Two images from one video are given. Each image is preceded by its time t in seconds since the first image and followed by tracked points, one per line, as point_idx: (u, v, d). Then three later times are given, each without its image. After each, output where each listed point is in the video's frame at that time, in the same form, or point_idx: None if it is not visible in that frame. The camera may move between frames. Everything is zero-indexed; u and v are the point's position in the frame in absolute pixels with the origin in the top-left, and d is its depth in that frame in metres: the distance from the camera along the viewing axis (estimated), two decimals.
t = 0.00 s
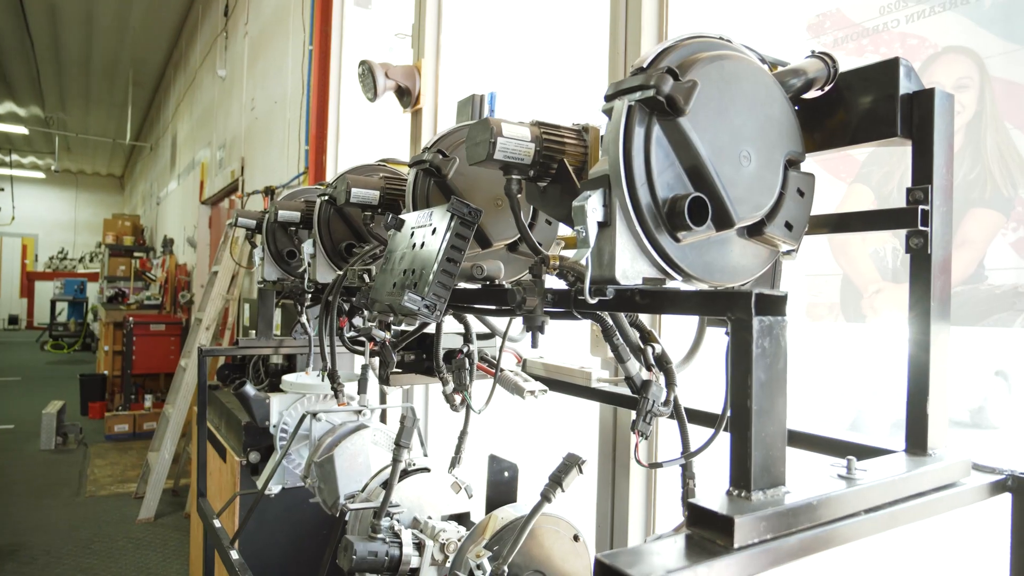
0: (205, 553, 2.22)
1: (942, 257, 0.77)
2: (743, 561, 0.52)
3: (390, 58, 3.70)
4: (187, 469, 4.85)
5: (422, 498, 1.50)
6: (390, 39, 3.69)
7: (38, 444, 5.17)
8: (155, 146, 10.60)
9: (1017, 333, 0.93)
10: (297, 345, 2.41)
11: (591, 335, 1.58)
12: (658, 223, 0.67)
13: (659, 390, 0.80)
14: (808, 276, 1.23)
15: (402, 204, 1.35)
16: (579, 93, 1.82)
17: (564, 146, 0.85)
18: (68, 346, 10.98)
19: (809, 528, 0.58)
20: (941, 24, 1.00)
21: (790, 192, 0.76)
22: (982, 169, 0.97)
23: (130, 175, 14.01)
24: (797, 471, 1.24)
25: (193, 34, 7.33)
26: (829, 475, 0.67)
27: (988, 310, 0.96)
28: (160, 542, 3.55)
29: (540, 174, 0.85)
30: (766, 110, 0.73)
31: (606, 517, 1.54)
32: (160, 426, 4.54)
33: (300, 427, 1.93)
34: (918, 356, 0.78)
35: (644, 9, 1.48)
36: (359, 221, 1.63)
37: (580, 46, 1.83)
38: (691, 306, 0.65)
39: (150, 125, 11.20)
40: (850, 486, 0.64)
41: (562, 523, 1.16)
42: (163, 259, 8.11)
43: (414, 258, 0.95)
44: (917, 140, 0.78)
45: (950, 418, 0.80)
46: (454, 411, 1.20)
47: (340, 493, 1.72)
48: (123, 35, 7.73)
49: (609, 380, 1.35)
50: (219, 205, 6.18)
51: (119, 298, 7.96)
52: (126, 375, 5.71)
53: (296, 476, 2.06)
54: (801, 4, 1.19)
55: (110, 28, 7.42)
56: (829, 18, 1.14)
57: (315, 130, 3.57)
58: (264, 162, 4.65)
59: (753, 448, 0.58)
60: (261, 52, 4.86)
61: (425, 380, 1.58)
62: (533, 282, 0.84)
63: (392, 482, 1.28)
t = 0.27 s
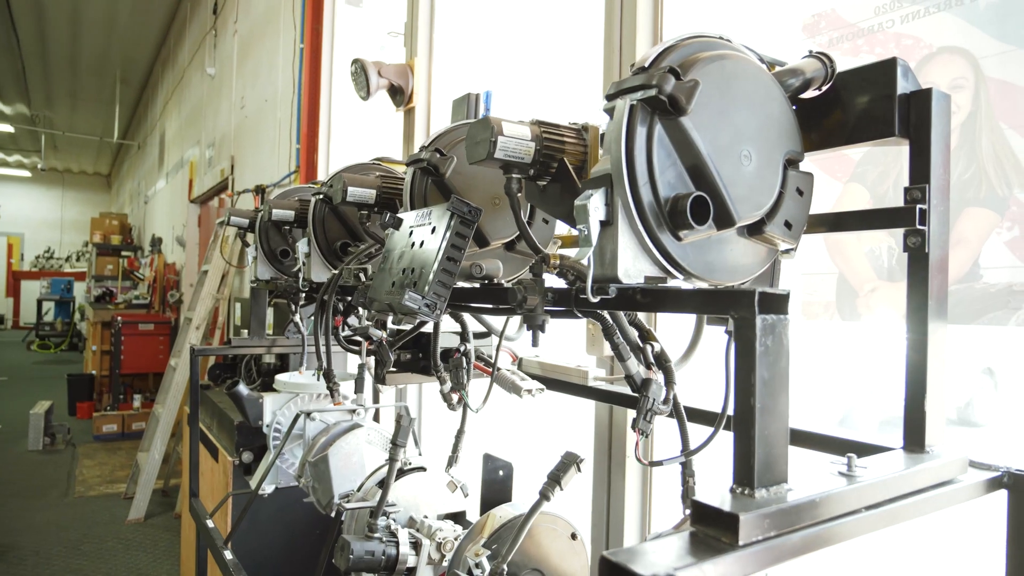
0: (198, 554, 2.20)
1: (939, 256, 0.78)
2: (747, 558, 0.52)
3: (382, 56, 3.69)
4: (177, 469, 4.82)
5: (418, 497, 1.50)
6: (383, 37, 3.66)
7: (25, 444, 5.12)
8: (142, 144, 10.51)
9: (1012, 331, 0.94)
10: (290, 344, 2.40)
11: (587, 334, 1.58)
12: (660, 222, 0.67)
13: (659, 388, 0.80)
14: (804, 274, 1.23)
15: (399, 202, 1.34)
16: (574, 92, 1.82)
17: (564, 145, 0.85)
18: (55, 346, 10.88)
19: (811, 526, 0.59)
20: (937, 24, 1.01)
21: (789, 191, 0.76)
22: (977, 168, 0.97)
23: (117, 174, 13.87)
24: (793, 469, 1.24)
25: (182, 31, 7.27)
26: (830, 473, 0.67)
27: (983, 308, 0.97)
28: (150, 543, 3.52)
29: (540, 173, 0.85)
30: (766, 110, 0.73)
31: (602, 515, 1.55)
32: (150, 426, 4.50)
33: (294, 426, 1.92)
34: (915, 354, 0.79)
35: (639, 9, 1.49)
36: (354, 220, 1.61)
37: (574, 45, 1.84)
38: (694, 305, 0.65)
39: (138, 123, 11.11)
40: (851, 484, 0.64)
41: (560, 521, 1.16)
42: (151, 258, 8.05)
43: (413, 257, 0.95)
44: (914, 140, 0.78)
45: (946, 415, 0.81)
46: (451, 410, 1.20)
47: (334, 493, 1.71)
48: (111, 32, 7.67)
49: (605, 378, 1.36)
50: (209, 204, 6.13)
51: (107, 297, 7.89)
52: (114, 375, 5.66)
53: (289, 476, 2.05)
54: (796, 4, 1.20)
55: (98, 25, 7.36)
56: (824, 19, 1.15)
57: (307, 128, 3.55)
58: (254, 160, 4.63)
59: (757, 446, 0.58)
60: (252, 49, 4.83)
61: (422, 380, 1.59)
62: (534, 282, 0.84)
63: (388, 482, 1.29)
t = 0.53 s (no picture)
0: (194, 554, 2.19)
1: (941, 255, 0.79)
2: (757, 555, 0.53)
3: (378, 54, 3.68)
4: (170, 469, 4.79)
5: (417, 496, 1.49)
6: (378, 35, 3.66)
7: (16, 445, 5.08)
8: (133, 142, 10.44)
9: (1011, 330, 0.95)
10: (287, 343, 2.39)
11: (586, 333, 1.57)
12: (666, 222, 0.68)
13: (663, 387, 0.81)
14: (804, 273, 1.23)
15: (399, 201, 1.33)
16: (572, 91, 1.82)
17: (568, 144, 0.85)
18: (45, 345, 10.80)
19: (818, 523, 0.59)
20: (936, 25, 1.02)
21: (792, 191, 0.77)
22: (976, 168, 0.98)
23: (108, 171, 13.76)
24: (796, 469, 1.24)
25: (174, 28, 7.23)
26: (835, 470, 0.68)
27: (982, 307, 0.98)
28: (143, 543, 3.50)
29: (544, 172, 0.85)
30: (770, 109, 0.74)
31: (601, 513, 1.55)
32: (142, 426, 4.48)
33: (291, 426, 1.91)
34: (917, 353, 0.80)
35: (639, 9, 1.49)
36: (353, 219, 1.61)
37: (573, 45, 1.84)
38: (700, 304, 0.66)
39: (129, 121, 11.03)
40: (856, 481, 0.65)
41: (561, 520, 1.16)
42: (143, 256, 8.00)
43: (417, 256, 0.94)
44: (916, 140, 0.79)
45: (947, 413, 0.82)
46: (452, 410, 1.19)
47: (331, 493, 1.70)
48: (102, 29, 7.61)
49: (605, 378, 1.37)
50: (201, 202, 6.10)
51: (98, 296, 7.83)
52: (106, 374, 5.62)
53: (286, 476, 2.04)
54: (795, 4, 1.21)
55: (88, 22, 7.30)
56: (824, 19, 1.16)
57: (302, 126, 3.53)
58: (248, 158, 4.60)
59: (765, 444, 0.59)
60: (245, 47, 4.81)
61: (421, 379, 1.60)
62: (538, 280, 0.84)
63: (388, 481, 1.28)
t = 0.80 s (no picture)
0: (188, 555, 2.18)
1: (940, 255, 0.80)
2: (764, 553, 0.53)
3: (371, 54, 3.67)
4: (160, 470, 4.76)
5: (415, 496, 1.49)
6: (372, 34, 3.65)
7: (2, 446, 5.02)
8: (121, 140, 10.36)
9: (1006, 329, 0.96)
10: (280, 343, 2.38)
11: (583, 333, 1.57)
12: (671, 222, 0.68)
13: (664, 387, 0.82)
14: (801, 273, 1.24)
15: (397, 201, 1.31)
16: (569, 92, 1.83)
17: (570, 144, 0.85)
18: (30, 346, 10.69)
19: (821, 521, 0.60)
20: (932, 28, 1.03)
21: (793, 192, 0.78)
22: (972, 169, 0.99)
23: (95, 170, 13.62)
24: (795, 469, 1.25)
25: (163, 26, 7.17)
26: (837, 468, 0.69)
27: (977, 307, 0.99)
28: (134, 545, 3.48)
29: (547, 172, 0.85)
30: (772, 110, 0.74)
31: (597, 512, 1.56)
32: (132, 427, 4.44)
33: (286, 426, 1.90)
34: (916, 352, 0.81)
35: (636, 10, 1.50)
36: (350, 219, 1.61)
37: (569, 45, 1.84)
38: (703, 304, 0.66)
39: (116, 119, 10.94)
40: (858, 479, 0.66)
41: (561, 519, 1.16)
42: (131, 256, 7.93)
43: (418, 256, 0.94)
44: (915, 141, 0.80)
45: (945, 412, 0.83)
46: (451, 410, 1.19)
47: (327, 493, 1.70)
48: (89, 26, 7.54)
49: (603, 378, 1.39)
50: (191, 201, 6.06)
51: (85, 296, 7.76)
52: (94, 375, 5.56)
53: (280, 477, 2.03)
54: (792, 6, 1.22)
55: (75, 19, 7.23)
56: (821, 21, 1.17)
57: (294, 124, 3.52)
58: (239, 157, 4.58)
59: (770, 443, 0.59)
60: (236, 45, 4.78)
61: (419, 380, 1.60)
62: (540, 280, 0.83)
63: (388, 480, 1.27)
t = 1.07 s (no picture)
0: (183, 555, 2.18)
1: (941, 254, 0.80)
2: (773, 549, 0.54)
3: (365, 52, 3.66)
4: (152, 470, 4.73)
5: (414, 495, 1.49)
6: (366, 32, 3.64)
7: None
8: (111, 139, 10.28)
9: (1004, 328, 0.97)
10: (276, 343, 2.37)
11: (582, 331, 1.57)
12: (677, 221, 0.69)
13: (668, 385, 0.82)
14: (801, 272, 1.25)
15: (397, 200, 1.31)
16: (566, 92, 1.84)
17: (574, 143, 0.85)
18: (18, 346, 10.60)
19: (828, 517, 0.61)
20: (931, 28, 1.03)
21: (798, 191, 0.78)
22: (972, 169, 1.00)
23: (84, 168, 13.51)
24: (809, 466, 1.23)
25: (153, 24, 7.12)
26: (842, 465, 0.69)
27: (976, 305, 1.00)
28: (126, 545, 3.46)
29: (551, 171, 0.85)
30: (776, 109, 0.74)
31: (596, 511, 1.56)
32: (123, 427, 4.41)
33: (282, 425, 1.87)
34: (918, 350, 0.81)
35: (634, 10, 1.51)
36: (348, 218, 1.60)
37: (567, 45, 1.85)
38: (709, 302, 0.66)
39: (106, 117, 10.86)
40: (863, 476, 0.66)
41: (562, 517, 1.16)
42: (121, 255, 7.88)
43: (422, 256, 0.94)
44: (917, 141, 0.80)
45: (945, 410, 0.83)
46: (451, 409, 1.19)
47: (325, 493, 1.70)
48: (78, 23, 7.48)
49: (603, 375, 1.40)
50: (183, 200, 6.02)
51: (74, 295, 7.69)
52: (85, 375, 5.51)
53: (277, 477, 2.02)
54: (791, 6, 1.23)
55: (64, 17, 7.17)
56: (821, 21, 1.18)
57: (288, 122, 3.51)
58: (232, 155, 4.56)
59: (778, 441, 0.59)
60: (229, 43, 4.75)
61: (419, 379, 1.59)
62: (545, 279, 0.83)
63: (388, 479, 1.27)
